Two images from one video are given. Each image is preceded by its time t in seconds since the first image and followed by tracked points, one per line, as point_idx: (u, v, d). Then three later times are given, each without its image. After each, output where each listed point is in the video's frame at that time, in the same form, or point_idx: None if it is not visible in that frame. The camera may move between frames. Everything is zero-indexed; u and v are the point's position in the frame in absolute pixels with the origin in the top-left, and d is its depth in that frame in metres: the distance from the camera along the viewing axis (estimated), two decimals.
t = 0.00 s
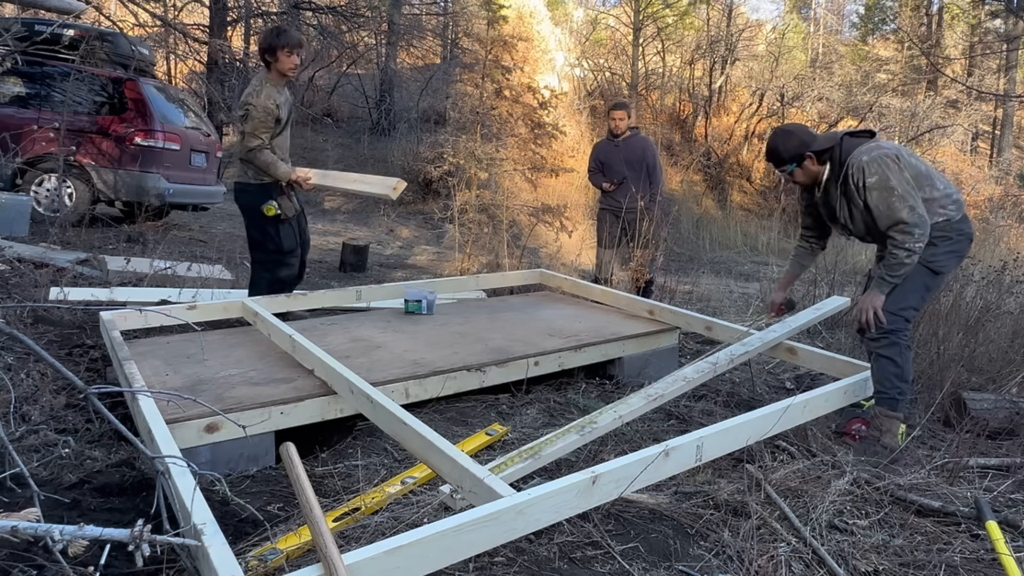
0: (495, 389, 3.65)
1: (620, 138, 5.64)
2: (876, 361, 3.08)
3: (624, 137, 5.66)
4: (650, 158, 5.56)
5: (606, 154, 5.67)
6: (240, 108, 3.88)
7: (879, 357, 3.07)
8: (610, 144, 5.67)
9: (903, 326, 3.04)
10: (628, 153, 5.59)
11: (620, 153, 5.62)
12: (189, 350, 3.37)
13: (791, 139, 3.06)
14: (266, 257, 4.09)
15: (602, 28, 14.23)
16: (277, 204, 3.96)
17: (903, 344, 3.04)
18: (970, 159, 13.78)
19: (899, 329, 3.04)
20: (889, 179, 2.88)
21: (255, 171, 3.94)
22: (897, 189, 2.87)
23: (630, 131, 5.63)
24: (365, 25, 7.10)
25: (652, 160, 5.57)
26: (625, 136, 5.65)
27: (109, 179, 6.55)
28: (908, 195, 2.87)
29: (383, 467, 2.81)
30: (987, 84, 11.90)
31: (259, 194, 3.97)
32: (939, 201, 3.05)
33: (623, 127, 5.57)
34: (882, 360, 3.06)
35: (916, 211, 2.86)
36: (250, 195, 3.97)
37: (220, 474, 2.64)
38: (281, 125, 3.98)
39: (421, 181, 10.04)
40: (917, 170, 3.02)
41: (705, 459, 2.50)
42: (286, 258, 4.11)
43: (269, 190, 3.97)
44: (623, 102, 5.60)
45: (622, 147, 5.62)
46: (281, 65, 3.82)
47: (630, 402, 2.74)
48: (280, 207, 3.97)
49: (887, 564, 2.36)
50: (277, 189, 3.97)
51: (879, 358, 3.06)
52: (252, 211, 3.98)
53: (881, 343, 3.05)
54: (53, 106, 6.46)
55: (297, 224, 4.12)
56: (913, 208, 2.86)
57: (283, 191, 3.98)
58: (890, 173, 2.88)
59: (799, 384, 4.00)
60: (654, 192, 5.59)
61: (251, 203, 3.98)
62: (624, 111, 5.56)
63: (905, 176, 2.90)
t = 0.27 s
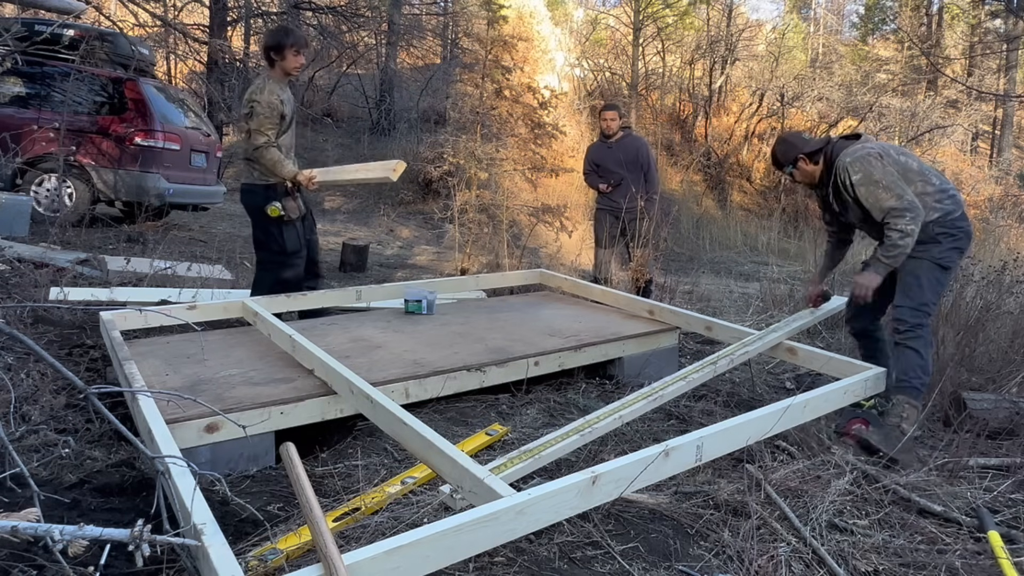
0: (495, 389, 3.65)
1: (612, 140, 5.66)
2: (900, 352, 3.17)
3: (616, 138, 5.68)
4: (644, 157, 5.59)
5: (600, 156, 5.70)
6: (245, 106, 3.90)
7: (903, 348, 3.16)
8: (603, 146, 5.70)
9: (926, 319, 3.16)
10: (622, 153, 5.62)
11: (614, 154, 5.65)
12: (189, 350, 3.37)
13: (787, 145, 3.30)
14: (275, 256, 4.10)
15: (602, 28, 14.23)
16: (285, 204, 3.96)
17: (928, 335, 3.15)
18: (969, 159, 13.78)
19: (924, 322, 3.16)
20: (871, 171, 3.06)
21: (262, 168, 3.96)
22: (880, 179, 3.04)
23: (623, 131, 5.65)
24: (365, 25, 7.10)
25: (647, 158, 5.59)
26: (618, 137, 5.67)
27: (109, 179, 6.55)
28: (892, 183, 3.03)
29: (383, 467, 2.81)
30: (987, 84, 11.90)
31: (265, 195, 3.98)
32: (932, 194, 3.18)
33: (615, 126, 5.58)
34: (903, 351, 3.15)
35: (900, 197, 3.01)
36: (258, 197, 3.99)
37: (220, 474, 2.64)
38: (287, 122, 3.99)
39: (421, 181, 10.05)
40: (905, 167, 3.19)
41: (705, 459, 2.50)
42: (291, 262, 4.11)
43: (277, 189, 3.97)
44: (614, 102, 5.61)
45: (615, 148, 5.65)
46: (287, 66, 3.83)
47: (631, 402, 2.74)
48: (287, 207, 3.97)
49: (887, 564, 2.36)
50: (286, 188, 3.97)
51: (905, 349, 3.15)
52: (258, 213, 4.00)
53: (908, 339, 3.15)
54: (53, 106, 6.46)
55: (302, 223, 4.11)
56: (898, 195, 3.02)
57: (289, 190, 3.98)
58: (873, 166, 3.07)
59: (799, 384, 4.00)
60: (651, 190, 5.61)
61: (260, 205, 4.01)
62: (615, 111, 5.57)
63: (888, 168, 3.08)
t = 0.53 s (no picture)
0: (495, 389, 3.65)
1: (607, 140, 5.64)
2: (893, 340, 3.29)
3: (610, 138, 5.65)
4: (640, 157, 5.58)
5: (595, 157, 5.68)
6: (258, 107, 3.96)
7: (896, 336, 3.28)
8: (598, 146, 5.68)
9: (903, 305, 3.27)
10: (617, 154, 5.62)
11: (609, 155, 5.64)
12: (189, 350, 3.37)
13: (790, 147, 3.49)
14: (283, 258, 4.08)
15: (602, 28, 14.23)
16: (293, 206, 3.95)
17: (913, 321, 3.25)
18: (969, 159, 13.78)
19: (899, 307, 3.27)
20: (852, 167, 3.24)
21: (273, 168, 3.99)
22: (860, 174, 3.22)
23: (617, 131, 5.63)
24: (365, 25, 7.10)
25: (642, 157, 5.58)
26: (612, 136, 5.65)
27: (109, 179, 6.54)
28: (872, 179, 3.21)
29: (383, 467, 2.81)
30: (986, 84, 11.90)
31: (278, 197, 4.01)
32: (924, 181, 3.25)
33: (609, 127, 5.56)
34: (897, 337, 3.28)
35: (876, 193, 3.21)
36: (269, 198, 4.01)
37: (220, 474, 2.64)
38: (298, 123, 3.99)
39: (421, 181, 10.05)
40: (898, 156, 3.27)
41: (705, 459, 2.50)
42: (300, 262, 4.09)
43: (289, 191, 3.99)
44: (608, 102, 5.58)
45: (610, 149, 5.63)
46: (296, 67, 3.86)
47: (631, 402, 2.74)
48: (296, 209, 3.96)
49: (887, 564, 2.36)
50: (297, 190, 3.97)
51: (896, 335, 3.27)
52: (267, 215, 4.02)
53: (885, 322, 3.30)
54: (53, 106, 6.46)
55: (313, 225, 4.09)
56: (875, 190, 3.22)
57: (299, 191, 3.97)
58: (855, 161, 3.23)
59: (799, 384, 4.01)
60: (647, 190, 5.59)
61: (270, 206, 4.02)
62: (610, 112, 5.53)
63: (871, 163, 3.24)
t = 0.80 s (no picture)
0: (495, 389, 3.65)
1: (604, 140, 5.62)
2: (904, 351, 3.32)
3: (607, 138, 5.63)
4: (636, 156, 5.59)
5: (592, 157, 5.66)
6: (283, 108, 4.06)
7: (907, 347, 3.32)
8: (595, 146, 5.66)
9: (920, 318, 3.29)
10: (614, 153, 5.60)
11: (606, 154, 5.63)
12: (188, 350, 3.37)
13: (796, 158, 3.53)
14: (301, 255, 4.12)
15: (602, 28, 14.23)
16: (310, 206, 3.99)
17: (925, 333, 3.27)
18: (969, 159, 13.79)
19: (918, 321, 3.29)
20: (846, 177, 3.25)
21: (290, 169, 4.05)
22: (853, 183, 3.22)
23: (614, 130, 5.62)
24: (365, 25, 7.10)
25: (639, 158, 5.60)
26: (609, 136, 5.63)
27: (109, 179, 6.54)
28: (865, 188, 3.20)
29: (383, 467, 2.81)
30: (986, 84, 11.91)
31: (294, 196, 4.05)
32: (924, 184, 3.28)
33: (608, 127, 5.56)
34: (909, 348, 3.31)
35: (867, 203, 3.20)
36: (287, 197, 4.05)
37: (220, 474, 2.64)
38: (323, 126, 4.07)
39: (421, 182, 10.05)
40: (897, 159, 3.31)
41: (705, 459, 2.49)
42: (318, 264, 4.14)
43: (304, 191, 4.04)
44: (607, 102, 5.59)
45: (607, 149, 5.62)
46: (322, 73, 3.98)
47: (631, 402, 2.74)
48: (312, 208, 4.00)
49: (886, 564, 2.36)
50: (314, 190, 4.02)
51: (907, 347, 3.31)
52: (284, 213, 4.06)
53: (905, 337, 3.33)
54: (53, 106, 6.46)
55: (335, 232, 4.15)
56: (867, 199, 3.21)
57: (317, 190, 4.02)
58: (849, 170, 3.24)
59: (799, 384, 4.01)
60: (643, 189, 5.60)
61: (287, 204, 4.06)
62: (609, 112, 5.54)
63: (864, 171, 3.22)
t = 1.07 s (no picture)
0: (495, 389, 3.65)
1: (603, 140, 5.62)
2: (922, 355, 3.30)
3: (605, 137, 5.63)
4: (634, 155, 5.60)
5: (591, 155, 5.61)
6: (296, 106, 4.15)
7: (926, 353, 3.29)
8: (593, 145, 5.63)
9: (940, 326, 3.25)
10: (612, 153, 5.60)
11: (604, 154, 5.61)
12: (188, 350, 3.37)
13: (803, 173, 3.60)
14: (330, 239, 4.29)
15: (602, 28, 14.24)
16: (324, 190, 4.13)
17: (943, 342, 3.24)
18: (969, 159, 13.80)
19: (938, 330, 3.25)
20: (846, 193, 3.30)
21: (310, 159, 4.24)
22: (851, 199, 3.27)
23: (613, 131, 5.63)
24: (365, 25, 7.10)
25: (636, 158, 5.62)
26: (607, 135, 5.63)
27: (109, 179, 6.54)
28: (864, 203, 3.25)
29: (383, 467, 2.81)
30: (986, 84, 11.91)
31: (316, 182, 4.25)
32: (923, 191, 3.31)
33: (607, 127, 5.57)
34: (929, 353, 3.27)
35: (867, 217, 3.25)
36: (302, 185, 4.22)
37: (220, 474, 2.64)
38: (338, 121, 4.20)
39: (422, 182, 10.05)
40: (895, 169, 3.35)
41: (705, 460, 2.49)
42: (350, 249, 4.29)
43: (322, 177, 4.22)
44: (606, 103, 5.61)
45: (606, 148, 5.61)
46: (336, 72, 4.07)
47: (631, 402, 2.74)
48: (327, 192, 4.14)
49: (886, 564, 2.36)
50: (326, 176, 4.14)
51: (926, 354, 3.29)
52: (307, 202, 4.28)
53: (926, 346, 3.30)
54: (53, 106, 6.46)
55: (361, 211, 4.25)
56: (868, 212, 3.25)
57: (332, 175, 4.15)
58: (847, 186, 3.30)
59: (799, 384, 4.01)
60: (640, 188, 5.61)
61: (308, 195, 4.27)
62: (608, 111, 5.55)
63: (863, 186, 3.26)
